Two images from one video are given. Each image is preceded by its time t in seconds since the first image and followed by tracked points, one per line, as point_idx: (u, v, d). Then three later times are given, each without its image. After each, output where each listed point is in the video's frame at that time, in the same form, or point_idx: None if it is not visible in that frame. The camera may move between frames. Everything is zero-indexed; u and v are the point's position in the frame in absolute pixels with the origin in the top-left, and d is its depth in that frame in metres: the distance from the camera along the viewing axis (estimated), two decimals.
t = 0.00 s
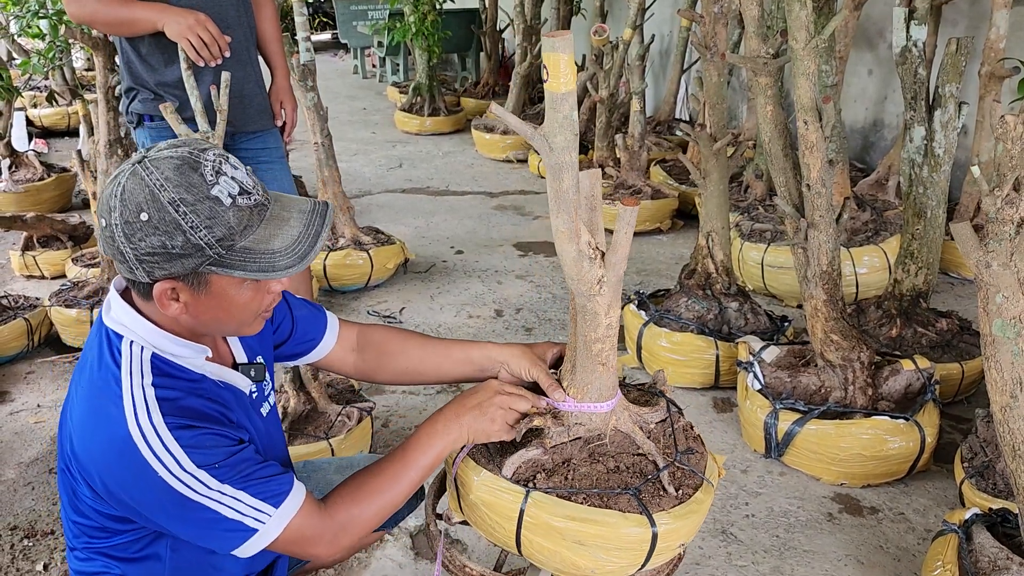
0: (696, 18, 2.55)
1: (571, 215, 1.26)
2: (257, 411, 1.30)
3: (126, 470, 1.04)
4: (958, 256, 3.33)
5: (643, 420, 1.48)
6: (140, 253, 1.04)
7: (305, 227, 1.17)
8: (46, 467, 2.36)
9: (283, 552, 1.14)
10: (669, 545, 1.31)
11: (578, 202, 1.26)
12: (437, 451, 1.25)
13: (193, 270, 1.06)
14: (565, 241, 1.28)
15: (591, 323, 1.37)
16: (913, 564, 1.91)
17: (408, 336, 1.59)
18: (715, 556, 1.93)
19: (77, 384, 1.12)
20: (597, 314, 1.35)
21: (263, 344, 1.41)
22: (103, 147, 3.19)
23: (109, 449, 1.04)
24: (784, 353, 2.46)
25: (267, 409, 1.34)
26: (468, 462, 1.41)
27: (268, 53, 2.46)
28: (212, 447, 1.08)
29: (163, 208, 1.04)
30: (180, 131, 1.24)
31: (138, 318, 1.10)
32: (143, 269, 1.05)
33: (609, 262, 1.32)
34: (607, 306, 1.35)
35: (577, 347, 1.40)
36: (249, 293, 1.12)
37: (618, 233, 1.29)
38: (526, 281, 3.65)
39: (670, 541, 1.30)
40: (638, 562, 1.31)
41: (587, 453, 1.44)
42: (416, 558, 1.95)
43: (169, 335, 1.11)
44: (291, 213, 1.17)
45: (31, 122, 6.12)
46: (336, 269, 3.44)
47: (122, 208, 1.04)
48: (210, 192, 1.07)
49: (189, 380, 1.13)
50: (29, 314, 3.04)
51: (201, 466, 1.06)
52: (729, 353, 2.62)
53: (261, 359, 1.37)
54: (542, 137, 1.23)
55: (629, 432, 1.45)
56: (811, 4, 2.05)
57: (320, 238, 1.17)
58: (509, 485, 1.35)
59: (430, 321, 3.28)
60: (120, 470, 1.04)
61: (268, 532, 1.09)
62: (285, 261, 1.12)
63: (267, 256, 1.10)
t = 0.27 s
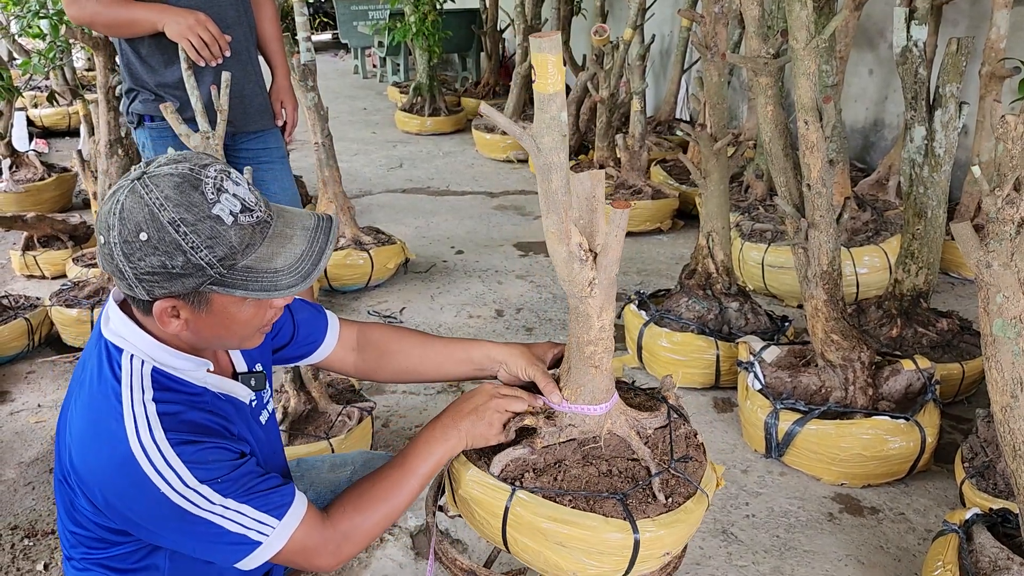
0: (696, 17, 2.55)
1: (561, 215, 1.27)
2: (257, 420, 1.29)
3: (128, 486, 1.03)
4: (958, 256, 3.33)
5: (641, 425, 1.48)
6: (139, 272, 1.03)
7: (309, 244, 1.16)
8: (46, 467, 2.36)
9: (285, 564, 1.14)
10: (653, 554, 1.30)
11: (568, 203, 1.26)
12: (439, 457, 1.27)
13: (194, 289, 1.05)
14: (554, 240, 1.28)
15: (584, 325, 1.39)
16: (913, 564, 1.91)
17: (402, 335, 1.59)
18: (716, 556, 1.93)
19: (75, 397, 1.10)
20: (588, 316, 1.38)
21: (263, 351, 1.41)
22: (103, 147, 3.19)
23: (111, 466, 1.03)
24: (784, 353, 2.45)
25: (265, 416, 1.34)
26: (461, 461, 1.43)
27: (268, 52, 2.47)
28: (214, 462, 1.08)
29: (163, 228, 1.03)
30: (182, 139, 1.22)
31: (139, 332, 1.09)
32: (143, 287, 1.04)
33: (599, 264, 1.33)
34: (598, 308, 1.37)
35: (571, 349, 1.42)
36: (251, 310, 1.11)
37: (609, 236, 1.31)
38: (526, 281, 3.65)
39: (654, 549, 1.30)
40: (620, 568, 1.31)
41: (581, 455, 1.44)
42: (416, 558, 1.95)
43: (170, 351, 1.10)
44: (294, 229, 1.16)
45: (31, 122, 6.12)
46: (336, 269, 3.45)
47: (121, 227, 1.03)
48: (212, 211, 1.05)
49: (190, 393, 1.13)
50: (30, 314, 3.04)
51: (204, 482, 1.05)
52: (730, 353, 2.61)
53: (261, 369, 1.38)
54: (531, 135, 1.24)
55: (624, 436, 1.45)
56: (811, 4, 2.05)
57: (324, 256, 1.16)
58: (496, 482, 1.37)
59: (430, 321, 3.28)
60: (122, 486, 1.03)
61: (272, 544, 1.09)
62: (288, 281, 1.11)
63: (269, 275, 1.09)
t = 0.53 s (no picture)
0: (696, 17, 2.55)
1: (557, 216, 1.27)
2: (253, 424, 1.30)
3: (126, 492, 1.03)
4: (959, 257, 3.33)
5: (640, 429, 1.47)
6: (128, 276, 1.03)
7: (298, 245, 1.15)
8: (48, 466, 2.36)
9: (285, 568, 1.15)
10: (641, 560, 1.30)
11: (564, 204, 1.26)
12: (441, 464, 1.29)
13: (183, 292, 1.05)
14: (551, 241, 1.29)
15: (582, 327, 1.39)
16: (914, 564, 1.91)
17: (399, 340, 1.59)
18: (717, 556, 1.93)
19: (71, 404, 1.10)
20: (586, 318, 1.38)
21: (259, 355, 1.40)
22: (105, 147, 3.20)
23: (108, 472, 1.03)
24: (785, 353, 2.45)
25: (262, 420, 1.33)
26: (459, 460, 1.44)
27: (268, 52, 2.47)
28: (212, 467, 1.08)
29: (149, 231, 1.02)
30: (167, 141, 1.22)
31: (134, 336, 1.09)
32: (132, 290, 1.04)
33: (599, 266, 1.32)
34: (596, 310, 1.37)
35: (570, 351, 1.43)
36: (242, 311, 1.11)
37: (605, 238, 1.30)
38: (527, 281, 3.65)
39: (642, 556, 1.29)
40: (609, 572, 1.30)
41: (577, 456, 1.43)
42: (418, 558, 1.95)
43: (163, 352, 1.10)
44: (283, 229, 1.15)
45: (33, 122, 6.12)
46: (338, 268, 3.45)
47: (108, 230, 1.03)
48: (199, 213, 1.05)
49: (185, 397, 1.13)
50: (31, 314, 3.05)
51: (202, 487, 1.05)
52: (731, 353, 2.61)
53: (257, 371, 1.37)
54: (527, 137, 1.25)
55: (623, 439, 1.45)
56: (812, 4, 2.05)
57: (313, 256, 1.16)
58: (489, 479, 1.37)
59: (431, 321, 3.28)
60: (120, 493, 1.03)
61: (272, 550, 1.09)
62: (278, 282, 1.11)
63: (259, 276, 1.09)
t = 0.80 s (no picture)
0: (697, 18, 2.55)
1: (564, 217, 1.28)
2: (250, 424, 1.29)
3: (122, 493, 1.03)
4: (960, 257, 3.34)
5: (643, 427, 1.48)
6: (111, 277, 1.04)
7: (282, 239, 1.15)
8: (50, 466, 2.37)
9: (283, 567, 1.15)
10: (654, 556, 1.31)
11: (571, 204, 1.27)
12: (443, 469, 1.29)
13: (168, 291, 1.05)
14: (556, 242, 1.29)
15: (587, 327, 1.40)
16: (915, 564, 1.91)
17: (400, 343, 1.59)
18: (719, 556, 1.94)
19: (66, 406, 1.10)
20: (591, 318, 1.39)
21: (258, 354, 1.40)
22: (106, 147, 3.20)
23: (104, 473, 1.03)
24: (786, 353, 2.46)
25: (260, 420, 1.34)
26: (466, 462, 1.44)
27: (270, 52, 2.48)
28: (208, 466, 1.08)
29: (129, 231, 1.03)
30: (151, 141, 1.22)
31: (126, 337, 1.08)
32: (116, 291, 1.05)
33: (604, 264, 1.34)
34: (602, 309, 1.38)
35: (575, 351, 1.43)
36: (231, 308, 1.11)
37: (610, 238, 1.32)
38: (528, 281, 3.66)
39: (655, 552, 1.30)
40: (622, 569, 1.31)
41: (582, 456, 1.44)
42: (419, 557, 1.95)
43: (157, 352, 1.09)
44: (266, 223, 1.15)
45: (34, 122, 6.13)
46: (339, 269, 3.45)
47: (89, 232, 1.03)
48: (178, 211, 1.05)
49: (180, 396, 1.13)
50: (33, 314, 3.05)
51: (198, 487, 1.06)
52: (732, 353, 2.61)
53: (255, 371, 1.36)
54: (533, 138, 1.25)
55: (627, 438, 1.46)
56: (814, 5, 2.05)
57: (297, 250, 1.15)
58: (497, 482, 1.38)
59: (432, 321, 3.28)
60: (116, 493, 1.03)
61: (270, 547, 1.10)
62: (262, 277, 1.10)
63: (242, 273, 1.09)
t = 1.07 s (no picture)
0: (698, 18, 2.55)
1: (581, 215, 1.28)
2: (246, 419, 1.29)
3: (114, 485, 1.03)
4: (960, 257, 3.34)
5: (646, 416, 1.52)
6: (100, 266, 1.04)
7: (268, 224, 1.15)
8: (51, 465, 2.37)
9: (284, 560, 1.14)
10: (682, 541, 1.35)
11: (586, 202, 1.27)
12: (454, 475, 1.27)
13: (157, 278, 1.05)
14: (573, 242, 1.29)
15: (599, 325, 1.39)
16: (915, 564, 1.91)
17: (400, 348, 1.59)
18: (719, 556, 1.94)
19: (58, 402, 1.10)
20: (604, 316, 1.38)
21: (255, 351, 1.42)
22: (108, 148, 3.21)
23: (96, 465, 1.03)
24: (787, 353, 2.45)
25: (255, 416, 1.34)
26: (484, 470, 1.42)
27: (271, 53, 2.48)
28: (201, 457, 1.08)
29: (115, 218, 1.03)
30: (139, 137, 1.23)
31: (118, 330, 1.09)
32: (105, 281, 1.05)
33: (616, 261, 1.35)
34: (615, 306, 1.38)
35: (585, 350, 1.42)
36: (221, 296, 1.11)
37: (626, 234, 1.31)
38: (529, 281, 3.66)
39: (683, 536, 1.34)
40: (653, 558, 1.34)
41: (594, 452, 1.46)
42: (420, 557, 1.96)
43: (149, 345, 1.10)
44: (252, 210, 1.15)
45: (35, 122, 6.13)
46: (340, 269, 3.45)
47: (76, 222, 1.04)
48: (164, 197, 1.06)
49: (170, 387, 1.13)
50: (35, 314, 3.05)
51: (189, 477, 1.05)
52: (733, 354, 2.61)
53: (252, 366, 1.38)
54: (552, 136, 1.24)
55: (634, 429, 1.48)
56: (814, 5, 2.06)
57: (284, 234, 1.15)
58: (523, 488, 1.37)
59: (433, 321, 3.29)
60: (108, 486, 1.03)
61: (266, 538, 1.09)
62: (249, 262, 1.10)
63: (230, 257, 1.09)
